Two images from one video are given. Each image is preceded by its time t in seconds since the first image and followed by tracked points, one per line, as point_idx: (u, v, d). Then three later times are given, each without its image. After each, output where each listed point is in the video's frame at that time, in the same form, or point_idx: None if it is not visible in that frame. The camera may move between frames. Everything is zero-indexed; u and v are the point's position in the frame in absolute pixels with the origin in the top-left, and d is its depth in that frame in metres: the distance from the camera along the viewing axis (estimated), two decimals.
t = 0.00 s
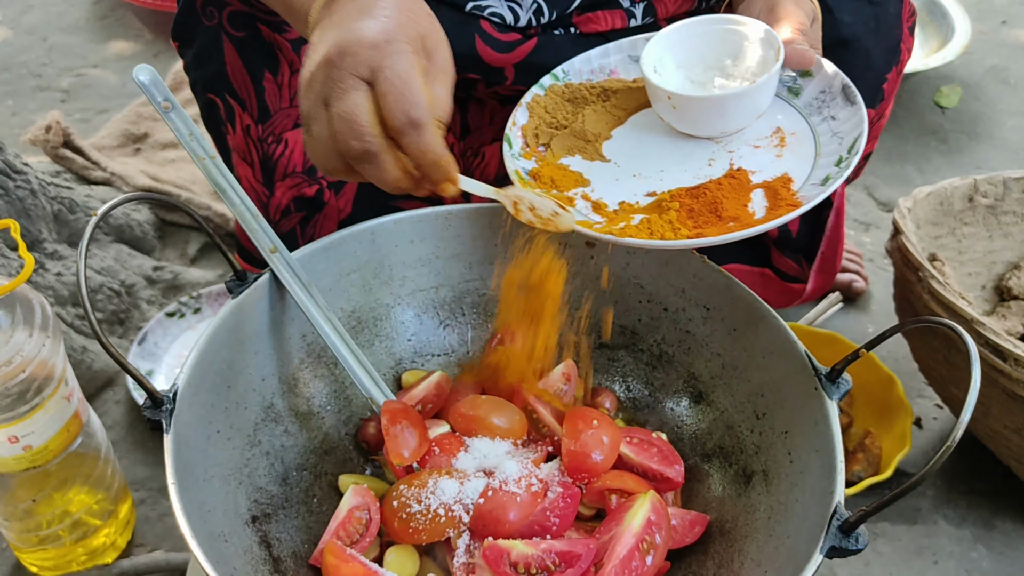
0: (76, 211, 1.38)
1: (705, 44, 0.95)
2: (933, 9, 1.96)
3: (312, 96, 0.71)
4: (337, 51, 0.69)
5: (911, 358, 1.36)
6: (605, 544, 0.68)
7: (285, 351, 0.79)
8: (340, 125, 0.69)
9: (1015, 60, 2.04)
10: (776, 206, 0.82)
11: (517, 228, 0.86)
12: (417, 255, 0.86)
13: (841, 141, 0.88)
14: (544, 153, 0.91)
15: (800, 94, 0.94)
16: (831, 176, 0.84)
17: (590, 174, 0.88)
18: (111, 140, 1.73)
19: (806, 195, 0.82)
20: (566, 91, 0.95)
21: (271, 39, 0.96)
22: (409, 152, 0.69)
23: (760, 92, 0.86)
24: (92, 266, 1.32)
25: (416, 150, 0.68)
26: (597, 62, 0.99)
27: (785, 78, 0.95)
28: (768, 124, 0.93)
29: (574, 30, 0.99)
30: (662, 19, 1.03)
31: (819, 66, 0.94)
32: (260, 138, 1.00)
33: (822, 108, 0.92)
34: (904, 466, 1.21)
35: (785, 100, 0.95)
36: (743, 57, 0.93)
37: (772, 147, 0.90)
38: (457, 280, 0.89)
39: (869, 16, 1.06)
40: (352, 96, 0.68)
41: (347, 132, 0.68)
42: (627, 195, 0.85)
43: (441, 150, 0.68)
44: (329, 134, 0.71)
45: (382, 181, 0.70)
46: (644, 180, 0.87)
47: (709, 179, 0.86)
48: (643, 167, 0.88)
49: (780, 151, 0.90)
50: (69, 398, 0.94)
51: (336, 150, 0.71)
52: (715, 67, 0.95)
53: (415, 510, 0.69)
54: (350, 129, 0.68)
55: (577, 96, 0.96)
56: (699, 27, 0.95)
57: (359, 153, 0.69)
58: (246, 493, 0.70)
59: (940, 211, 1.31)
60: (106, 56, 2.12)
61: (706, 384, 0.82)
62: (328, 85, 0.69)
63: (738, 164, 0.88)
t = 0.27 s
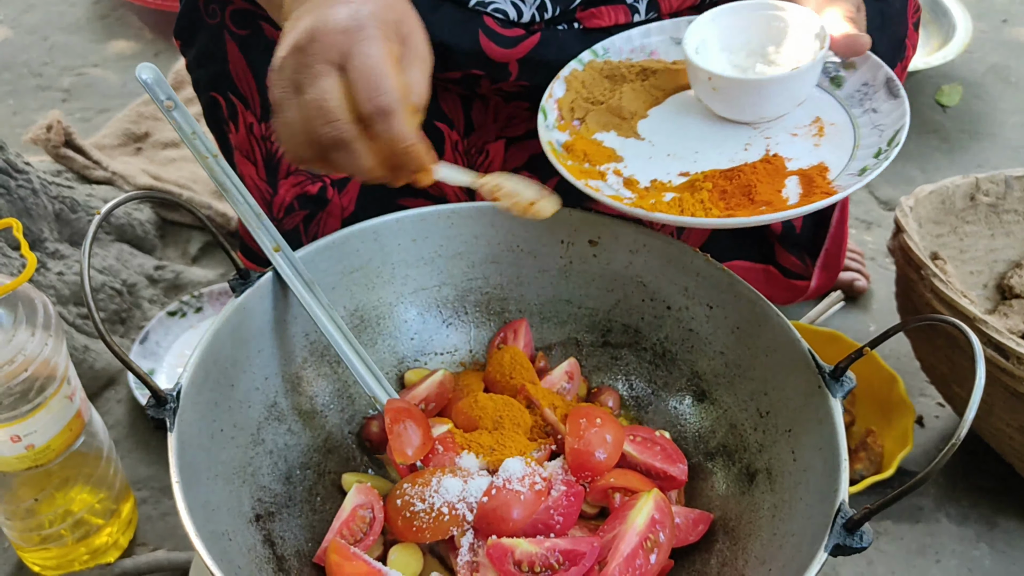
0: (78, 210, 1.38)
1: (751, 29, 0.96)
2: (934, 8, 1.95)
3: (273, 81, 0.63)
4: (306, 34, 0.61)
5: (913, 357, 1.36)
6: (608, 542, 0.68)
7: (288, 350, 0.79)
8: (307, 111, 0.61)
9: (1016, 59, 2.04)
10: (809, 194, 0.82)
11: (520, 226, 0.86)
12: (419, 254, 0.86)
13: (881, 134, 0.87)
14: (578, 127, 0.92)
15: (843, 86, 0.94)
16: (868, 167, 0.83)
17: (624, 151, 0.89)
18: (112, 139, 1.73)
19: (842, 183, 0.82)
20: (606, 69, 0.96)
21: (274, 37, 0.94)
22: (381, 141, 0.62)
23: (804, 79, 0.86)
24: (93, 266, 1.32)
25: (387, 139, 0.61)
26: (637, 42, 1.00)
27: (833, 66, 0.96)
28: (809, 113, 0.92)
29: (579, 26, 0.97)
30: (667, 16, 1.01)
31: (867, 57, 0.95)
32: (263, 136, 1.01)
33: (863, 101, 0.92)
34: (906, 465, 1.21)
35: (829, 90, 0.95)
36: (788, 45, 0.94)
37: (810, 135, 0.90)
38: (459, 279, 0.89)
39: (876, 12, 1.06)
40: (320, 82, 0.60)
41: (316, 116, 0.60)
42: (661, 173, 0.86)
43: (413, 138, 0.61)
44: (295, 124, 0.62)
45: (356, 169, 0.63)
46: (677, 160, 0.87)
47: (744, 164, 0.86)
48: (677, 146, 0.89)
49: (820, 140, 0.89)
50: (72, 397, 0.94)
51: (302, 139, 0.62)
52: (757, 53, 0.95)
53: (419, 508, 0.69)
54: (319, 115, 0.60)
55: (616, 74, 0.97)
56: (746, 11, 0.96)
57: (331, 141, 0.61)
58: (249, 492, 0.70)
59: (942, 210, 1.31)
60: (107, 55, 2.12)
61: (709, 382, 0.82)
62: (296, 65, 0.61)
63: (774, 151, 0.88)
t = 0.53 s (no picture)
0: (79, 210, 1.38)
1: None
2: (935, 6, 1.95)
3: (403, 59, 0.62)
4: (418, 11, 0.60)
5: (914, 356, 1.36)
6: (611, 541, 0.68)
7: (290, 350, 0.79)
8: (450, 84, 0.62)
9: (1017, 58, 2.04)
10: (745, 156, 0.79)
11: (522, 226, 0.86)
12: (421, 253, 0.86)
13: (845, 114, 0.81)
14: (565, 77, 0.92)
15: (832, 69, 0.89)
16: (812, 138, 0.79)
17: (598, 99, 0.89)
18: (113, 139, 1.73)
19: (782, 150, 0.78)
20: (612, 27, 0.95)
21: (280, 36, 0.93)
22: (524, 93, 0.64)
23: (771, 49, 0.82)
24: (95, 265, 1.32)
25: (534, 94, 0.64)
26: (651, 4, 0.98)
27: (825, 52, 0.91)
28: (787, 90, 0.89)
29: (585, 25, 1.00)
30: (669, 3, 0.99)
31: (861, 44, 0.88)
32: (271, 136, 0.99)
33: (842, 85, 0.87)
34: (907, 464, 1.21)
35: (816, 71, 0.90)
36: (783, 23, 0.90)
37: (780, 111, 0.86)
38: (461, 278, 0.89)
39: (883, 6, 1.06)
40: (453, 56, 0.60)
41: (461, 87, 0.61)
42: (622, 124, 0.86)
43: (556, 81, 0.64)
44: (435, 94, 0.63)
45: (504, 129, 0.65)
46: (643, 114, 0.87)
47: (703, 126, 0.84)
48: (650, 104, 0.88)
49: (786, 116, 0.85)
50: (74, 397, 0.94)
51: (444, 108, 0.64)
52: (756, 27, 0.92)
53: (422, 507, 0.69)
54: (464, 86, 0.61)
55: (620, 33, 0.95)
56: None
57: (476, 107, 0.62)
58: (252, 491, 0.70)
59: (943, 209, 1.32)
60: (108, 55, 2.12)
61: (711, 381, 0.82)
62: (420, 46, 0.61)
63: (735, 118, 0.85)
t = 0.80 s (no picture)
0: (79, 210, 1.39)
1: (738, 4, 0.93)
2: (936, 6, 1.95)
3: (429, 68, 0.63)
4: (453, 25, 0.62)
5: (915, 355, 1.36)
6: (611, 540, 0.68)
7: (291, 349, 0.79)
8: (480, 95, 0.63)
9: (1017, 58, 2.04)
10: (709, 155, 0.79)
11: (522, 225, 0.86)
12: (421, 252, 0.86)
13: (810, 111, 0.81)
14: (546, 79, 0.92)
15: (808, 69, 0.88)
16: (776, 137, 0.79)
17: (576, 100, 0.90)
18: (113, 139, 1.73)
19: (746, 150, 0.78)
20: (598, 31, 0.95)
21: (280, 36, 0.93)
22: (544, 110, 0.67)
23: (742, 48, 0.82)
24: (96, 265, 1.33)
25: (553, 110, 0.67)
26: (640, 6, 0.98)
27: (802, 52, 0.90)
28: (761, 90, 0.89)
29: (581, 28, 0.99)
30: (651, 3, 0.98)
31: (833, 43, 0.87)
32: (271, 136, 0.99)
33: (814, 83, 0.86)
34: (907, 463, 1.21)
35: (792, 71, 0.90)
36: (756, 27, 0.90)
37: (751, 111, 0.86)
38: (462, 278, 0.89)
39: (880, 8, 1.06)
40: (484, 69, 0.62)
41: (490, 99, 0.63)
42: (596, 124, 0.86)
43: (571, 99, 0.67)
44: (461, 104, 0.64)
45: (524, 141, 0.67)
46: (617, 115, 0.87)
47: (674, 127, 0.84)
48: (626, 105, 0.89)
49: (757, 114, 0.85)
50: (74, 396, 0.94)
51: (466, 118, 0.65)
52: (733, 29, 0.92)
53: (422, 507, 0.69)
54: (494, 99, 0.63)
55: (605, 37, 0.95)
56: None
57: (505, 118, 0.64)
58: (253, 490, 0.70)
59: (944, 208, 1.32)
60: (108, 55, 2.12)
61: (712, 380, 0.83)
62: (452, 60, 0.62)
63: (707, 118, 0.85)
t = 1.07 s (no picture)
0: (81, 210, 1.39)
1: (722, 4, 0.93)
2: (935, 5, 1.95)
3: (400, 68, 0.65)
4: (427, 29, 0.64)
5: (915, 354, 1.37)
6: (615, 539, 0.68)
7: (294, 348, 0.79)
8: (443, 99, 0.63)
9: (1017, 57, 2.04)
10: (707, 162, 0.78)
11: (525, 224, 0.86)
12: (424, 252, 0.86)
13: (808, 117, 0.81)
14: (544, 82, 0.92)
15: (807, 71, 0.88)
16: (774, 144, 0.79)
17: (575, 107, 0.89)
18: (114, 139, 1.73)
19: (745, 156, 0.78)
20: (597, 32, 0.96)
21: (284, 39, 0.94)
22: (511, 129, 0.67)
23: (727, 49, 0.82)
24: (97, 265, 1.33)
25: (518, 126, 0.66)
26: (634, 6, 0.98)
27: (801, 54, 0.90)
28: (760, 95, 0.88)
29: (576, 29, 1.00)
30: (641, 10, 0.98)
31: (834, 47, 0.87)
32: (272, 139, 0.99)
33: (814, 87, 0.86)
34: (907, 462, 1.21)
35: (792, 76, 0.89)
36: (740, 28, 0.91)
37: (750, 116, 0.86)
38: (464, 277, 0.89)
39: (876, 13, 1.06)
40: (450, 73, 0.63)
41: (452, 104, 0.63)
42: (595, 131, 0.86)
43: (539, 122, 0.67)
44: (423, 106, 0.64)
45: (483, 156, 0.66)
46: (616, 121, 0.87)
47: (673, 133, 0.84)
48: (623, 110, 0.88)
49: (755, 120, 0.85)
50: (77, 396, 0.94)
51: (428, 121, 0.65)
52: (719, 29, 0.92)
53: (426, 505, 0.69)
54: (454, 103, 0.63)
55: (604, 40, 0.96)
56: None
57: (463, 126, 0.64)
58: (257, 489, 0.70)
59: (944, 207, 1.32)
60: (108, 55, 2.12)
61: (714, 379, 0.83)
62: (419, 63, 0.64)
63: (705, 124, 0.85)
